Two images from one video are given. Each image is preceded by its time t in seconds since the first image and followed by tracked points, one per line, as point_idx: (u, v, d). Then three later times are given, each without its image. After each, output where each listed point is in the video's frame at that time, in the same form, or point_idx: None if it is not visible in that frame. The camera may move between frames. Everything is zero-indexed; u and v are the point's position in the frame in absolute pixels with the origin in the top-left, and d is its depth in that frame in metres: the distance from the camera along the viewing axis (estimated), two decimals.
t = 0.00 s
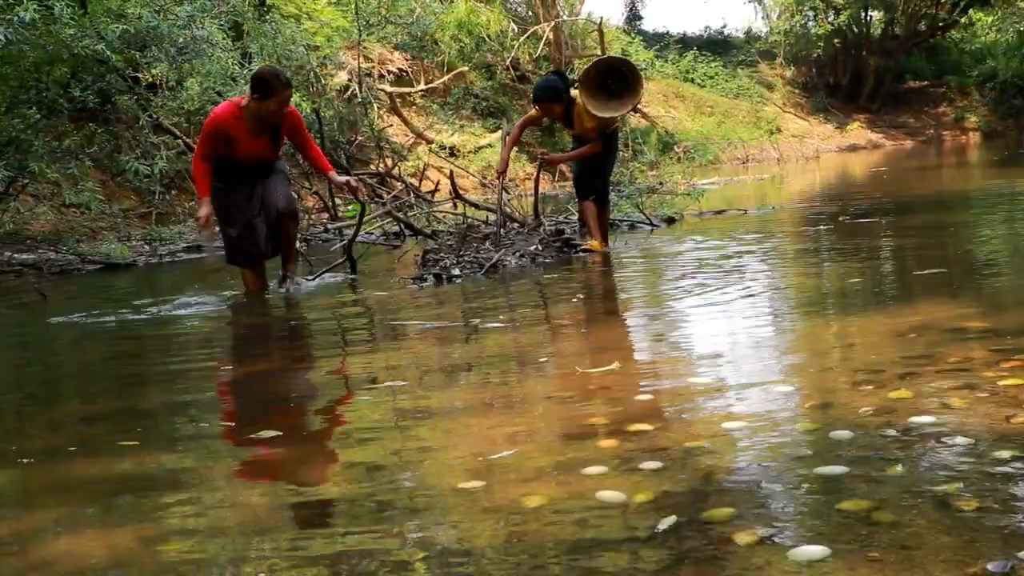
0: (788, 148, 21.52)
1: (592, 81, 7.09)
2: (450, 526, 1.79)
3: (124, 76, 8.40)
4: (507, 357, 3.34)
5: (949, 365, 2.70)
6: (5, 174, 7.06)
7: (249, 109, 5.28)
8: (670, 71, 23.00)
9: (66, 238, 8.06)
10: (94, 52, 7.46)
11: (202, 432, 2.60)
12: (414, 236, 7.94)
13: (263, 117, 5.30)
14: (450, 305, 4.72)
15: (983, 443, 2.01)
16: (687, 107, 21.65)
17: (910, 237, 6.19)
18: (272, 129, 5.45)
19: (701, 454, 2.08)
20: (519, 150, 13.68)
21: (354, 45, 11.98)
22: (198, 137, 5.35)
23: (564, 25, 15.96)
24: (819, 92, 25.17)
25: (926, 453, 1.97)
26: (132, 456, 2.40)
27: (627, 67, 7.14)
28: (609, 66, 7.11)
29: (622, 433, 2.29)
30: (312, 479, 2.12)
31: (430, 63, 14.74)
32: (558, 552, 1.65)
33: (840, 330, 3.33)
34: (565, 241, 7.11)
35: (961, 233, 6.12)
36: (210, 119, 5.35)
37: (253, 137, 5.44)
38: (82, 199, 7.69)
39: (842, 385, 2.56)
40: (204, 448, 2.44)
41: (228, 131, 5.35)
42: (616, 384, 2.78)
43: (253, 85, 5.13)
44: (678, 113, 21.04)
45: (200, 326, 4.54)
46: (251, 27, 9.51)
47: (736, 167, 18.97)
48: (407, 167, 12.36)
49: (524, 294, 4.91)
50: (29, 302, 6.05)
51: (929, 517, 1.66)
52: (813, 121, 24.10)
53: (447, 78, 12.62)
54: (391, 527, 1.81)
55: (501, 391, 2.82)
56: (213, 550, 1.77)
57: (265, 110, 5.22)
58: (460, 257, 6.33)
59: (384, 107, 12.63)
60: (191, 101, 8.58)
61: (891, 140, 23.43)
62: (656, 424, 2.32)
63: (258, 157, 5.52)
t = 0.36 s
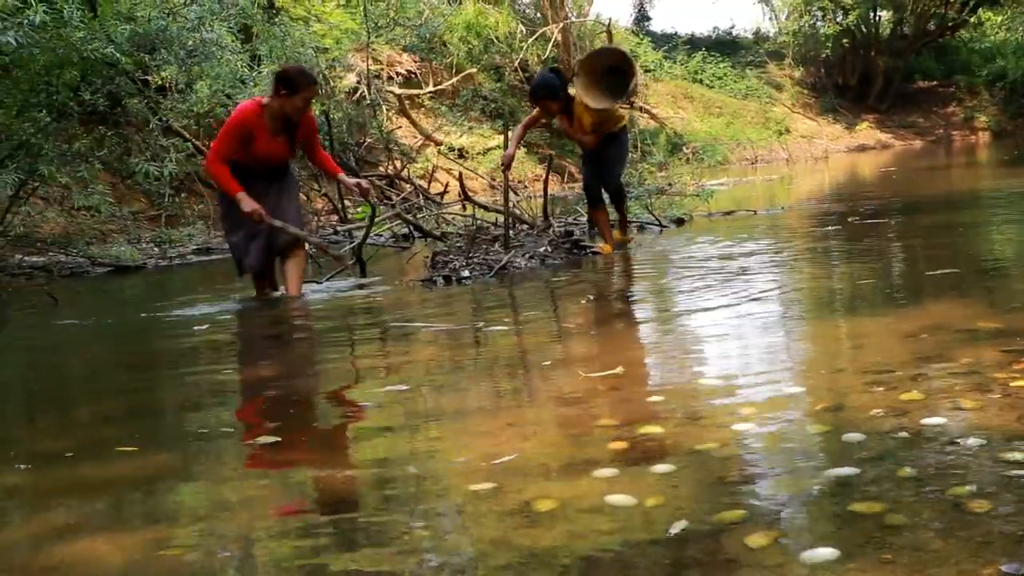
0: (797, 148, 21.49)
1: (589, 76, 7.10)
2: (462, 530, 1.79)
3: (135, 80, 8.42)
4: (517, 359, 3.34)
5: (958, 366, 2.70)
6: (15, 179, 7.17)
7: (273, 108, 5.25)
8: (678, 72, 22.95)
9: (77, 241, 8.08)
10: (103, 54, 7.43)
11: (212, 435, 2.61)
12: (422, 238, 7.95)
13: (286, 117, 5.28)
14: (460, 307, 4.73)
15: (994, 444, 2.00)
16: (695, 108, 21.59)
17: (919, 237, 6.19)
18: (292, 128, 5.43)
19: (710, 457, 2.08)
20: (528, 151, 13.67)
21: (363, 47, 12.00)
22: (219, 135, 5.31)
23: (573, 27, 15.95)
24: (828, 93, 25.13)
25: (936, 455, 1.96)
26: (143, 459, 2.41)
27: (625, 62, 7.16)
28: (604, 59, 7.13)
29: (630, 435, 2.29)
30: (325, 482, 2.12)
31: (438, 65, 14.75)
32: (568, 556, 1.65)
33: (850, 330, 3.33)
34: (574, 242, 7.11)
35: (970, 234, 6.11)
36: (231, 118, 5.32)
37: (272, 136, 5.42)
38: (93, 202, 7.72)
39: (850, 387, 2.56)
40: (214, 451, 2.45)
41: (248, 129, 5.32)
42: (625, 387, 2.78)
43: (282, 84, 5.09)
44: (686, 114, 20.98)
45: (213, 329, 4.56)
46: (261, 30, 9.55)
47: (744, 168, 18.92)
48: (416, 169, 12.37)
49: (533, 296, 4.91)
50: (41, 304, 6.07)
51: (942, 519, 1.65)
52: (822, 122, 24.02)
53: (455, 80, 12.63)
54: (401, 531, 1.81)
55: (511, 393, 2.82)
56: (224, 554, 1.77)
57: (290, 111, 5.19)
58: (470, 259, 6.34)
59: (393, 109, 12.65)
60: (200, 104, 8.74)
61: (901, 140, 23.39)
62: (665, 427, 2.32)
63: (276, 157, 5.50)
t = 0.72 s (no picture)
0: (800, 151, 21.48)
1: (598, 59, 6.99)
2: (463, 534, 1.78)
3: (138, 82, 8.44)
4: (518, 362, 3.34)
5: (960, 370, 2.69)
6: (19, 181, 7.19)
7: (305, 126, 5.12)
8: (680, 75, 22.97)
9: (79, 244, 8.10)
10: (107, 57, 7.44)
11: (213, 438, 2.60)
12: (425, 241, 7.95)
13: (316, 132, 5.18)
14: (461, 310, 4.73)
15: (998, 449, 1.99)
16: (698, 111, 21.60)
17: (922, 241, 6.18)
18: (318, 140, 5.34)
19: (712, 460, 2.07)
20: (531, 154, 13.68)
21: (366, 50, 12.00)
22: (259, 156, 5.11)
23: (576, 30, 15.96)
24: (831, 96, 25.12)
25: (941, 459, 1.95)
26: (144, 463, 2.40)
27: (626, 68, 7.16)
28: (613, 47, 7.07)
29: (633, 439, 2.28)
30: (326, 486, 2.11)
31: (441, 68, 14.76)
32: (570, 560, 1.64)
33: (853, 334, 3.32)
34: (577, 245, 7.11)
35: (972, 237, 6.10)
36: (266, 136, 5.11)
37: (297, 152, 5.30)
38: (95, 205, 7.73)
39: (853, 391, 2.55)
40: (215, 454, 2.44)
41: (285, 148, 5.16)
42: (627, 390, 2.77)
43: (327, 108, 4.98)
44: (688, 117, 20.99)
45: (217, 332, 4.56)
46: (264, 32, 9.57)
47: (747, 171, 18.93)
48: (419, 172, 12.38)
49: (535, 299, 4.91)
50: (45, 307, 6.08)
51: (946, 524, 1.64)
52: (824, 125, 24.02)
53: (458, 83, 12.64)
54: (402, 535, 1.81)
55: (512, 397, 2.82)
56: (223, 558, 1.77)
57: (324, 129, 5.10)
58: (472, 262, 6.34)
59: (395, 112, 12.65)
60: (203, 106, 8.74)
61: (904, 143, 23.37)
62: (668, 430, 2.32)
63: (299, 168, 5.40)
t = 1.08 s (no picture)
0: (799, 156, 21.51)
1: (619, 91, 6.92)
2: (464, 539, 1.79)
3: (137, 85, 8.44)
4: (517, 366, 3.36)
5: (956, 375, 2.70)
6: (17, 184, 7.19)
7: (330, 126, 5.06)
8: (679, 80, 23.02)
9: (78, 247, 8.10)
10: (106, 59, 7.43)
11: (211, 441, 2.61)
12: (423, 245, 7.97)
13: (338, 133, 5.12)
14: (459, 314, 4.74)
15: (993, 454, 2.00)
16: (696, 116, 21.64)
17: (920, 247, 6.19)
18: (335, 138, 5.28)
19: (709, 465, 2.08)
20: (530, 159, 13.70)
21: (364, 54, 12.01)
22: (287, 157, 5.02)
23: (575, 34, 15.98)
24: (829, 102, 25.15)
25: (937, 465, 1.96)
26: (142, 465, 2.41)
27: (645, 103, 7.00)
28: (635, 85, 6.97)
29: (630, 443, 2.29)
30: (325, 490, 2.12)
31: (440, 73, 14.80)
32: (567, 563, 1.65)
33: (850, 339, 3.34)
34: (575, 249, 7.12)
35: (970, 243, 6.11)
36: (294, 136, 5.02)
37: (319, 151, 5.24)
38: (94, 208, 7.74)
39: (850, 395, 2.56)
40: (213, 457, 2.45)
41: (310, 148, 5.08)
42: (624, 394, 2.79)
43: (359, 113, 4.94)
44: (687, 122, 21.02)
45: (218, 335, 4.57)
46: (263, 36, 9.59)
47: (746, 177, 18.95)
48: (418, 176, 12.40)
49: (534, 304, 4.92)
50: (45, 309, 6.10)
51: (943, 529, 1.65)
52: (823, 130, 24.06)
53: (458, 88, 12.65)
54: (398, 538, 1.82)
55: (511, 401, 2.83)
56: (222, 560, 1.77)
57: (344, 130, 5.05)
58: (471, 266, 6.35)
59: (394, 116, 12.65)
60: (202, 110, 8.77)
61: (902, 149, 23.40)
62: (664, 434, 2.33)
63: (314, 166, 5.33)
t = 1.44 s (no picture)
0: (799, 161, 21.52)
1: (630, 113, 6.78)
2: (465, 542, 1.78)
3: (137, 89, 8.46)
4: (517, 369, 3.36)
5: (955, 378, 2.70)
6: (18, 188, 7.18)
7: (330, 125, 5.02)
8: (678, 85, 23.05)
9: (78, 251, 8.10)
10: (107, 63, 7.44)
11: (211, 444, 2.60)
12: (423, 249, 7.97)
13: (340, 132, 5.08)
14: (460, 318, 4.73)
15: (995, 458, 2.00)
16: (697, 121, 21.67)
17: (921, 251, 6.19)
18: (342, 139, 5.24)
19: (710, 468, 2.07)
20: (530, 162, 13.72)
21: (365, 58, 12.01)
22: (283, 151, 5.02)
23: (575, 38, 15.98)
24: (829, 106, 25.14)
25: (938, 468, 1.95)
26: (142, 468, 2.41)
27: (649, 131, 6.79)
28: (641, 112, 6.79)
29: (630, 446, 2.29)
30: (325, 493, 2.12)
31: (441, 76, 14.82)
32: (567, 566, 1.65)
33: (850, 343, 3.34)
34: (576, 253, 7.04)
35: (970, 248, 6.11)
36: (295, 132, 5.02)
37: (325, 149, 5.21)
38: (94, 211, 7.74)
39: (852, 399, 2.55)
40: (213, 460, 2.44)
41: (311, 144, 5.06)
42: (625, 397, 2.78)
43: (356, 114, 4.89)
44: (687, 126, 21.03)
45: (220, 338, 4.57)
46: (264, 39, 9.60)
47: (746, 181, 18.97)
48: (419, 179, 12.42)
49: (534, 307, 4.92)
50: (46, 312, 6.11)
51: (944, 532, 1.65)
52: (823, 135, 24.10)
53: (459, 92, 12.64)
54: (396, 542, 1.81)
55: (512, 404, 2.83)
56: (223, 565, 1.77)
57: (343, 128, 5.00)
58: (471, 270, 6.36)
59: (395, 120, 12.66)
60: (202, 114, 8.60)
61: (902, 153, 23.42)
62: (663, 437, 2.33)
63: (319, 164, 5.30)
